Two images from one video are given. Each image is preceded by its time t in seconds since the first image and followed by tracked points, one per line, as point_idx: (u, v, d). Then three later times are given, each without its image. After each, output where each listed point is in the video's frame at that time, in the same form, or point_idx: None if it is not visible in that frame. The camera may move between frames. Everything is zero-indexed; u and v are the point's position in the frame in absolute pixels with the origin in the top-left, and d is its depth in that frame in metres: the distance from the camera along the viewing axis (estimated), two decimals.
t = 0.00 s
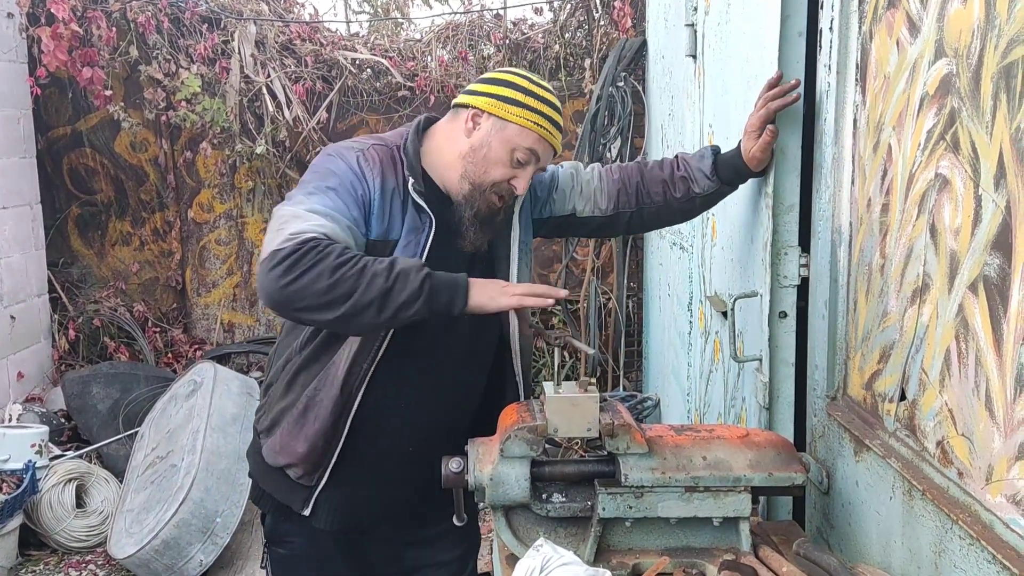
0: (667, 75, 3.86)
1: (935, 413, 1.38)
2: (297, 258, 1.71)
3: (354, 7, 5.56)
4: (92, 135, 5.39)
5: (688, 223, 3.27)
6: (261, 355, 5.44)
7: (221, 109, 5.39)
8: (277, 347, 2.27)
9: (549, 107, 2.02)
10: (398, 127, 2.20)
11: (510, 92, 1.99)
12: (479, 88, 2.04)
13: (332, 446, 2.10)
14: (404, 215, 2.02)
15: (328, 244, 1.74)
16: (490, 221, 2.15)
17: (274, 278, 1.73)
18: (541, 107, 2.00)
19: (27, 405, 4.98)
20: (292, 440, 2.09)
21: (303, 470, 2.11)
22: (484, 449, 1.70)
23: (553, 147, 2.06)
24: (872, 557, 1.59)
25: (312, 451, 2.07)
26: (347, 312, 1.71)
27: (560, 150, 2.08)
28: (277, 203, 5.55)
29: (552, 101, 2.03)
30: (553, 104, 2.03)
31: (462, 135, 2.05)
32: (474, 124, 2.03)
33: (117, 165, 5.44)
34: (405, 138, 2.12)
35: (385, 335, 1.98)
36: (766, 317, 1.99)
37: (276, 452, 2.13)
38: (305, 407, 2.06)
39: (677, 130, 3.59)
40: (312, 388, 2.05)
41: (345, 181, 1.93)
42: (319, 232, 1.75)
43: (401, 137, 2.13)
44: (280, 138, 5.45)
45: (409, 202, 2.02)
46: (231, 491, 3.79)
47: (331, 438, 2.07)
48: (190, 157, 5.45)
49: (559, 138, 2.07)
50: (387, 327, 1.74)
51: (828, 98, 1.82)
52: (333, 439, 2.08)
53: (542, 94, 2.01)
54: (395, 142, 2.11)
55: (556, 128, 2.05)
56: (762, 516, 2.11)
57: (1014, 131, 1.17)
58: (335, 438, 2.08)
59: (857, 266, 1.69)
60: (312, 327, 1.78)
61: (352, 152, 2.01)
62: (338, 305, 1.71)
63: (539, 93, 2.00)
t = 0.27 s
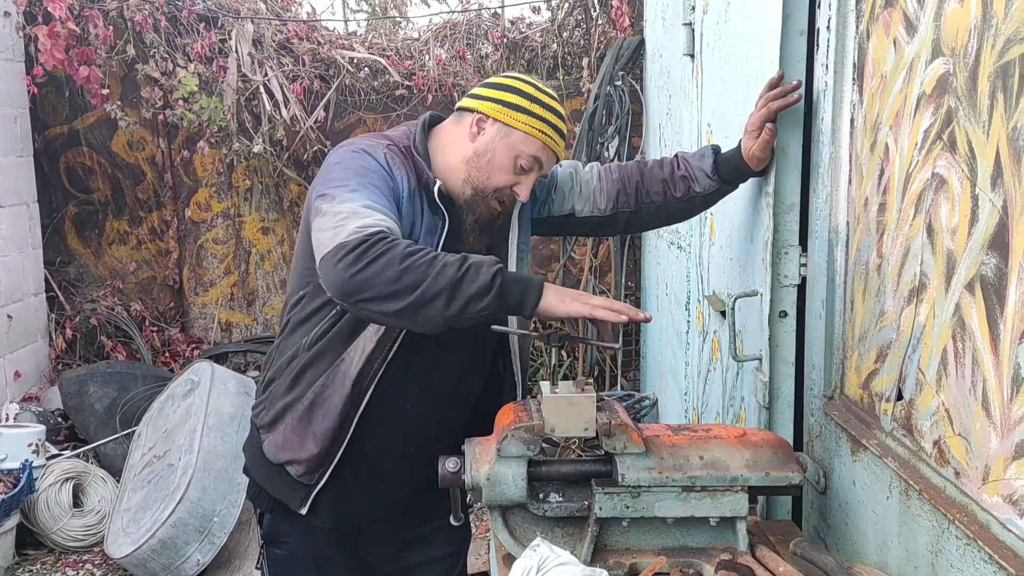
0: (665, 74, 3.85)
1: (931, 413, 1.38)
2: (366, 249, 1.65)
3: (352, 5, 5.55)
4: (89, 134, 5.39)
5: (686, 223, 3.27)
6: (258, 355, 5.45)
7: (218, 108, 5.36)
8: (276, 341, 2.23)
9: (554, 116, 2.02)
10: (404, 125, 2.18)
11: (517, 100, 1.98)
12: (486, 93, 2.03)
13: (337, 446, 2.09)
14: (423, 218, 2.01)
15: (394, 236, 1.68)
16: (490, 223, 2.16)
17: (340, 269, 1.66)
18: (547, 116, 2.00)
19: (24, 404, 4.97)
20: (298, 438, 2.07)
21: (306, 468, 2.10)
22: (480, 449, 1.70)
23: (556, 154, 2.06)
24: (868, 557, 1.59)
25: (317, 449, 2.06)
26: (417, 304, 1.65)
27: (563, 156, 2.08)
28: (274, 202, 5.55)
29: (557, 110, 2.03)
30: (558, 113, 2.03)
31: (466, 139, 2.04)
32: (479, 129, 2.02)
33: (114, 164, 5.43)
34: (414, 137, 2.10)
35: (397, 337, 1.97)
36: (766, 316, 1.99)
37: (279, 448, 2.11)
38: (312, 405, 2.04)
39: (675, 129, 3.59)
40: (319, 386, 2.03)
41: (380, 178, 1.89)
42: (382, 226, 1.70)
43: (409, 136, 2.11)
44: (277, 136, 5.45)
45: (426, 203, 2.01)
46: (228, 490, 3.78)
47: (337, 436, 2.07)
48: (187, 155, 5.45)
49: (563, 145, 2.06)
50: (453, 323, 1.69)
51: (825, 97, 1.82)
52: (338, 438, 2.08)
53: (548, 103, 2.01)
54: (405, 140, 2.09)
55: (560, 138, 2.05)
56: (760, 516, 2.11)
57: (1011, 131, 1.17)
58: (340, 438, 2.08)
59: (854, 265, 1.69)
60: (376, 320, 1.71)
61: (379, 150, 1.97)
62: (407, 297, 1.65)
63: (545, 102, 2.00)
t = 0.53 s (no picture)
0: (663, 74, 3.86)
1: (929, 413, 1.38)
2: (281, 248, 1.72)
3: (350, 5, 5.54)
4: (86, 134, 5.38)
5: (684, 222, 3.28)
6: (256, 354, 5.44)
7: (216, 108, 5.37)
8: (281, 348, 2.23)
9: (568, 121, 2.02)
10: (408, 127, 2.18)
11: (533, 103, 1.97)
12: (500, 94, 2.01)
13: (349, 451, 2.08)
14: (418, 219, 2.00)
15: (311, 235, 1.73)
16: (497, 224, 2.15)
17: (257, 268, 1.74)
18: (561, 121, 2.00)
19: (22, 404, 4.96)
20: (311, 446, 2.06)
21: (320, 475, 2.09)
22: (479, 449, 1.70)
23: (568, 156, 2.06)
24: (866, 556, 1.59)
25: (330, 455, 2.05)
26: (329, 303, 1.70)
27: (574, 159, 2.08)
28: (272, 201, 5.55)
29: (569, 115, 2.04)
30: (570, 118, 2.04)
31: (479, 141, 2.02)
32: (493, 131, 2.00)
33: (112, 163, 5.42)
34: (421, 138, 2.10)
35: (406, 339, 1.96)
36: (766, 316, 1.99)
37: (290, 456, 2.10)
38: (323, 413, 2.02)
39: (673, 129, 3.59)
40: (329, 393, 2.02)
41: (355, 178, 1.91)
42: (306, 224, 1.75)
43: (415, 137, 2.11)
44: (275, 136, 5.44)
45: (423, 205, 2.01)
46: (226, 490, 3.78)
47: (351, 442, 2.06)
48: (185, 155, 5.44)
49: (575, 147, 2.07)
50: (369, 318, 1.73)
51: (823, 97, 1.81)
52: (352, 443, 2.07)
53: (562, 108, 2.01)
54: (409, 141, 2.09)
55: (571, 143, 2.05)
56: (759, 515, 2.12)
57: (1009, 131, 1.17)
58: (353, 442, 2.07)
59: (852, 265, 1.69)
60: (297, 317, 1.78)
61: (368, 151, 1.99)
62: (319, 296, 1.71)
63: (559, 107, 2.00)
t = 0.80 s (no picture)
0: (662, 73, 3.85)
1: (927, 412, 1.38)
2: (362, 254, 1.66)
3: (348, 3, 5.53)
4: (85, 133, 5.37)
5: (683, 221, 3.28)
6: (254, 353, 5.44)
7: (214, 106, 5.36)
8: (277, 347, 2.22)
9: (558, 119, 2.02)
10: (405, 125, 2.17)
11: (523, 102, 1.97)
12: (491, 92, 2.01)
13: (342, 449, 2.08)
14: (425, 215, 2.00)
15: (392, 240, 1.70)
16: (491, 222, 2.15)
17: (338, 274, 1.68)
18: (552, 120, 2.00)
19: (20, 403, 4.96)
20: (303, 442, 2.06)
21: (312, 472, 2.08)
22: (477, 448, 1.70)
23: (557, 154, 2.06)
24: (865, 555, 1.59)
25: (321, 452, 2.05)
26: (415, 307, 1.68)
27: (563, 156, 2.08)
28: (270, 200, 5.55)
29: (561, 112, 2.03)
30: (562, 116, 2.04)
31: (469, 139, 2.03)
32: (481, 128, 2.01)
33: (110, 162, 5.41)
34: (415, 136, 2.10)
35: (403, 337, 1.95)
36: (765, 314, 1.98)
37: (282, 453, 2.10)
38: (317, 409, 2.03)
39: (672, 127, 3.58)
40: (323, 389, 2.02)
41: (381, 177, 1.89)
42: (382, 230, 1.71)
43: (411, 134, 2.11)
44: (274, 135, 5.44)
45: (427, 202, 2.00)
46: (224, 489, 3.78)
47: (343, 440, 2.06)
48: (183, 154, 5.44)
49: (564, 145, 2.07)
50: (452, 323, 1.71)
51: (822, 96, 1.81)
52: (344, 442, 2.07)
53: (553, 106, 2.01)
54: (407, 139, 2.08)
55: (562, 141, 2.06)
56: (758, 514, 2.11)
57: (1008, 130, 1.17)
58: (347, 440, 2.07)
59: (850, 264, 1.69)
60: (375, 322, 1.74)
61: (377, 149, 1.96)
62: (406, 300, 1.68)
63: (550, 105, 2.00)
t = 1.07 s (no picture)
0: (660, 73, 3.85)
1: (925, 410, 1.38)
2: (288, 254, 1.69)
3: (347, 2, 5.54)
4: (83, 132, 5.36)
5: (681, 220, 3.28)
6: (253, 352, 5.45)
7: (212, 105, 5.37)
8: (276, 350, 2.22)
9: (560, 120, 2.02)
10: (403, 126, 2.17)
11: (526, 103, 1.97)
12: (493, 92, 2.01)
13: (348, 451, 2.08)
14: (415, 219, 2.00)
15: (319, 239, 1.70)
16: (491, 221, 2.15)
17: (266, 275, 1.71)
18: (554, 121, 2.00)
19: (18, 403, 4.95)
20: (309, 447, 2.06)
21: (318, 476, 2.08)
22: (475, 447, 1.70)
23: (558, 154, 2.06)
24: (863, 554, 1.59)
25: (328, 457, 2.05)
26: (336, 308, 1.67)
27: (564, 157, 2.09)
28: (269, 199, 5.55)
29: (562, 113, 2.04)
30: (562, 117, 2.04)
31: (471, 139, 2.03)
32: (484, 129, 2.01)
33: (108, 161, 5.41)
34: (414, 136, 2.10)
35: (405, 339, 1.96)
36: (762, 313, 1.98)
37: (288, 459, 2.09)
38: (322, 413, 2.02)
39: (670, 127, 3.58)
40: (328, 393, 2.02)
41: (356, 181, 1.88)
42: (314, 230, 1.72)
43: (409, 135, 2.10)
44: (272, 134, 5.44)
45: (422, 204, 2.01)
46: (223, 489, 3.78)
47: (350, 443, 2.06)
48: (181, 153, 5.43)
49: (565, 145, 2.07)
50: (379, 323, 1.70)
51: (820, 95, 1.81)
52: (351, 445, 2.07)
53: (555, 107, 2.01)
54: (404, 140, 2.08)
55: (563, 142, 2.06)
56: (756, 513, 2.12)
57: (1006, 128, 1.17)
58: (353, 442, 2.07)
59: (849, 263, 1.69)
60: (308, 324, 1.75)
61: (365, 151, 1.96)
62: (327, 301, 1.67)
63: (552, 106, 2.00)
